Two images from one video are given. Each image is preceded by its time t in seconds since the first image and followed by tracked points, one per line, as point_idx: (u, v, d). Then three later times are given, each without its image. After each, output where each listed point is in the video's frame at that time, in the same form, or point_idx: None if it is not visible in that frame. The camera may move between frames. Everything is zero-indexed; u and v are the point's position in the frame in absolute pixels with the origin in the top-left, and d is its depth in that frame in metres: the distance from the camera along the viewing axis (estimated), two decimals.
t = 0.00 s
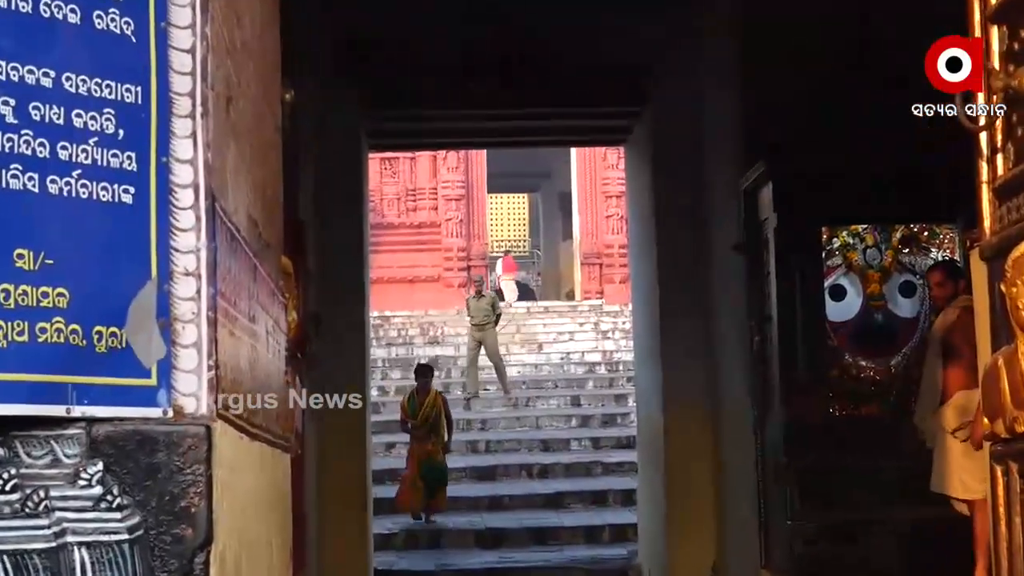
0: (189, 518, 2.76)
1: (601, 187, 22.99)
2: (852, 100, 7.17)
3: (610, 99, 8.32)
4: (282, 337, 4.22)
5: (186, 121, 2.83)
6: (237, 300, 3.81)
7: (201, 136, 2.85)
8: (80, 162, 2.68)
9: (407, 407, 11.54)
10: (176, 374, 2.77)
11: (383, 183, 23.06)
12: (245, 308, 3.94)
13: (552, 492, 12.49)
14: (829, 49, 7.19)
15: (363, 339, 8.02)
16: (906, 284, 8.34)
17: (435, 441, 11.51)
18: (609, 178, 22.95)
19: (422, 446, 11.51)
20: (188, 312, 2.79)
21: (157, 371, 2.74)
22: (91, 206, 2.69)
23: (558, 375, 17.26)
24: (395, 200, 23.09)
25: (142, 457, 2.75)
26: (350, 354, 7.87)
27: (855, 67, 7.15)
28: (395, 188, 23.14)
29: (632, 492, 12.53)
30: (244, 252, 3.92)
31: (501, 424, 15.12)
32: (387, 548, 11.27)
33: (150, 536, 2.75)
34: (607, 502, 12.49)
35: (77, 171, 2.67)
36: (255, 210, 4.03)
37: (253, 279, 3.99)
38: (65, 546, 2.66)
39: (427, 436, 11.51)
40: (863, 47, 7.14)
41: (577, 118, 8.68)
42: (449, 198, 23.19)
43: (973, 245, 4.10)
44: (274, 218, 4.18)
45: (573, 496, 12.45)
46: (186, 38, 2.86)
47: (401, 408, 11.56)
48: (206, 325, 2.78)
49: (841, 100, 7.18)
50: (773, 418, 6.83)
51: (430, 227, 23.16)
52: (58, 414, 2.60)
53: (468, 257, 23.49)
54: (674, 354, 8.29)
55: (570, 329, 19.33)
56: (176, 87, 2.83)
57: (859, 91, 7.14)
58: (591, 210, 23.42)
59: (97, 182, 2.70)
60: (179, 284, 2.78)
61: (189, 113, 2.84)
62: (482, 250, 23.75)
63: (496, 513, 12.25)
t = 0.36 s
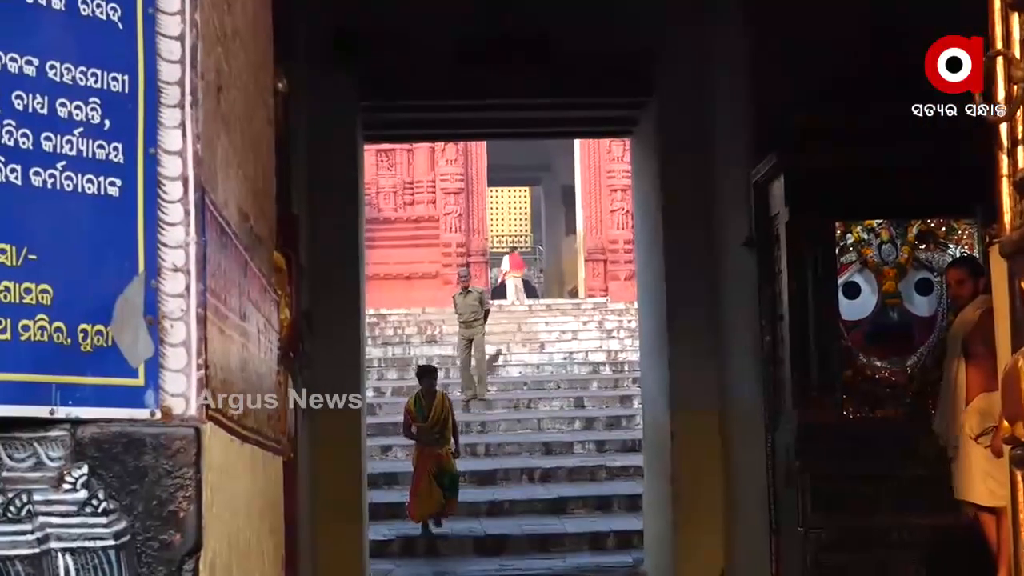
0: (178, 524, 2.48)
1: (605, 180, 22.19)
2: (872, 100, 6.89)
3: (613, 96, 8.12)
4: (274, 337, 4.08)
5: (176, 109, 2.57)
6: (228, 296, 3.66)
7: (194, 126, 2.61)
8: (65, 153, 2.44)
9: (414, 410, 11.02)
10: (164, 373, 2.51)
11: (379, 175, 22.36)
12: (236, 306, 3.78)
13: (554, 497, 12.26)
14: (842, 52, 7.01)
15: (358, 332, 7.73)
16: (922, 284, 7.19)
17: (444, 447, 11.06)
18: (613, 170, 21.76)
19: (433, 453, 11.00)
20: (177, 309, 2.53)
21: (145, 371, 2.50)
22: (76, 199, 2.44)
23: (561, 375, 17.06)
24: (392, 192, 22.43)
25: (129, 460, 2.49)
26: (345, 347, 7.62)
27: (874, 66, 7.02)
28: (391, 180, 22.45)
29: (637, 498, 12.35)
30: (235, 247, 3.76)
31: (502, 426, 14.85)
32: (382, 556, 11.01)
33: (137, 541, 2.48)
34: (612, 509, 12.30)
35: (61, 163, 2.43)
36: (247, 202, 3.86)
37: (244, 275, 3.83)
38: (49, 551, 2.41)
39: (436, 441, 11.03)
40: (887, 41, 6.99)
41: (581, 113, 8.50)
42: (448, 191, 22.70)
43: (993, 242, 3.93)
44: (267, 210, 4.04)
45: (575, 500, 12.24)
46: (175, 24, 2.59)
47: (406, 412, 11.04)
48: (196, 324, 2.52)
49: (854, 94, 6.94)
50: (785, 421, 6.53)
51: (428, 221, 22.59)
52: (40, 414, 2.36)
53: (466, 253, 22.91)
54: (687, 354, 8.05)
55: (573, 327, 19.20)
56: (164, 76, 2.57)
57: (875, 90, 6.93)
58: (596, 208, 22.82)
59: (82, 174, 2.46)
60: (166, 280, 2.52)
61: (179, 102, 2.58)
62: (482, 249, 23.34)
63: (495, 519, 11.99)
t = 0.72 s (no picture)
0: (163, 532, 2.38)
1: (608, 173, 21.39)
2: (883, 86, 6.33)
3: (618, 86, 7.75)
4: (264, 337, 3.92)
5: (162, 100, 2.47)
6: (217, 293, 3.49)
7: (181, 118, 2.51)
8: (46, 144, 2.34)
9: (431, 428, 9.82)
10: (149, 374, 2.41)
11: (373, 168, 20.84)
12: (225, 303, 3.63)
13: (554, 502, 11.52)
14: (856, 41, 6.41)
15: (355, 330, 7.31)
16: (940, 279, 6.81)
17: (462, 468, 9.85)
18: (616, 163, 21.32)
19: (447, 473, 9.83)
20: (163, 307, 2.43)
21: (129, 371, 2.40)
22: (57, 192, 2.34)
23: (563, 376, 16.64)
24: (387, 185, 20.86)
25: (112, 464, 2.39)
26: (342, 348, 7.18)
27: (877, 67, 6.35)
28: (387, 173, 20.91)
29: (641, 503, 11.62)
30: (224, 243, 3.62)
31: (501, 429, 14.24)
32: (375, 564, 10.37)
33: (121, 550, 2.38)
34: (614, 514, 11.58)
35: (43, 155, 2.33)
36: (235, 195, 3.73)
37: (233, 272, 3.69)
38: (30, 560, 2.32)
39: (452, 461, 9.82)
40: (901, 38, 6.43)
41: (590, 104, 8.10)
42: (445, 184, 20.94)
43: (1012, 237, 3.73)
44: (257, 203, 3.88)
45: (576, 505, 11.49)
46: (160, 8, 2.50)
47: (421, 430, 9.84)
48: (182, 322, 2.42)
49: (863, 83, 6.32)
50: (795, 424, 6.12)
51: (425, 216, 21.01)
52: (21, 417, 2.26)
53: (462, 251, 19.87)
54: (691, 355, 7.56)
55: (575, 326, 18.90)
56: (150, 63, 2.47)
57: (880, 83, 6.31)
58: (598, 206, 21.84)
59: (64, 167, 2.36)
60: (153, 276, 2.43)
61: (164, 92, 2.48)
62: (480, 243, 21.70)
63: (494, 526, 11.28)
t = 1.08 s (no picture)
0: (146, 540, 2.31)
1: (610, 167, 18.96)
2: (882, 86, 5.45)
3: (619, 79, 6.68)
4: (251, 339, 3.77)
5: (146, 93, 2.37)
6: (201, 294, 3.32)
7: (165, 110, 2.41)
8: (25, 139, 2.24)
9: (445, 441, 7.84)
10: (132, 376, 2.32)
11: (365, 162, 18.67)
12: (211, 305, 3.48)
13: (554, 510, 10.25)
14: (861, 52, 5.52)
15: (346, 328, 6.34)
16: (957, 281, 6.12)
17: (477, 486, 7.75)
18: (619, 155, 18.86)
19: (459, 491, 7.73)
20: (146, 308, 2.34)
21: (111, 373, 2.30)
22: (35, 188, 2.24)
23: (563, 379, 14.60)
24: (379, 180, 18.67)
25: (94, 471, 2.31)
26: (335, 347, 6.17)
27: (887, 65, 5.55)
28: (379, 167, 18.70)
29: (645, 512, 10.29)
30: (209, 241, 3.46)
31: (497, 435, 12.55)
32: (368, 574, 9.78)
33: (102, 560, 2.31)
34: (616, 523, 10.29)
35: (21, 149, 2.23)
36: (223, 192, 3.57)
37: (219, 271, 3.52)
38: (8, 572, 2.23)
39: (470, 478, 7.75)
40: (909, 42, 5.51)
41: (580, 96, 6.98)
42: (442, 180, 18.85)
43: None
44: (243, 200, 3.73)
45: (577, 513, 10.21)
46: None
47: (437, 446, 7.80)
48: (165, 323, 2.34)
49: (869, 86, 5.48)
50: (805, 429, 5.50)
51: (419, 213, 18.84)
52: None
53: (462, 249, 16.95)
54: (691, 354, 6.56)
55: (576, 326, 16.76)
56: (133, 54, 2.37)
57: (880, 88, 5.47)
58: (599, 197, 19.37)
59: (43, 162, 2.25)
60: (136, 276, 2.34)
61: (148, 85, 2.37)
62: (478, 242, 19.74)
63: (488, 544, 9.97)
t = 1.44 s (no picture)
0: (136, 554, 2.04)
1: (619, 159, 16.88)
2: (887, 81, 4.17)
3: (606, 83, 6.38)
4: (244, 342, 3.62)
5: (134, 86, 2.08)
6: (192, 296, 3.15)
7: (154, 106, 2.13)
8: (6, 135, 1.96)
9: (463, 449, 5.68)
10: (119, 382, 2.03)
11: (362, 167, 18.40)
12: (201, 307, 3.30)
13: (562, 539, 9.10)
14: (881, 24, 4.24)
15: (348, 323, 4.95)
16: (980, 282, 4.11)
17: (499, 505, 5.58)
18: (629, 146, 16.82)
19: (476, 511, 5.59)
20: (134, 311, 2.05)
21: (98, 380, 2.02)
22: (13, 187, 1.96)
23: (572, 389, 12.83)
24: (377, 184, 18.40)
25: (81, 481, 2.03)
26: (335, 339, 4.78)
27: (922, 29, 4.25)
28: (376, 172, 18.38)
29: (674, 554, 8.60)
30: (200, 241, 3.30)
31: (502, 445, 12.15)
32: None
33: None
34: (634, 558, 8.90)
35: None
36: (214, 190, 3.41)
37: (209, 272, 3.36)
38: None
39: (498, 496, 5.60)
40: (917, 26, 4.24)
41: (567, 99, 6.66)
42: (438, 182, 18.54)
43: None
44: (237, 198, 3.59)
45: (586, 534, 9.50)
46: None
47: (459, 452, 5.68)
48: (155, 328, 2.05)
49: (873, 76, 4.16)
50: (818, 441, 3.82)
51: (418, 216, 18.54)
52: None
53: (462, 245, 15.28)
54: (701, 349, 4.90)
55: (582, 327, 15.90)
56: (121, 47, 2.08)
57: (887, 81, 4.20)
58: (607, 185, 14.70)
59: (26, 159, 1.99)
60: (123, 277, 2.05)
61: (136, 77, 2.08)
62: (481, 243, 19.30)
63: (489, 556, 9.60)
